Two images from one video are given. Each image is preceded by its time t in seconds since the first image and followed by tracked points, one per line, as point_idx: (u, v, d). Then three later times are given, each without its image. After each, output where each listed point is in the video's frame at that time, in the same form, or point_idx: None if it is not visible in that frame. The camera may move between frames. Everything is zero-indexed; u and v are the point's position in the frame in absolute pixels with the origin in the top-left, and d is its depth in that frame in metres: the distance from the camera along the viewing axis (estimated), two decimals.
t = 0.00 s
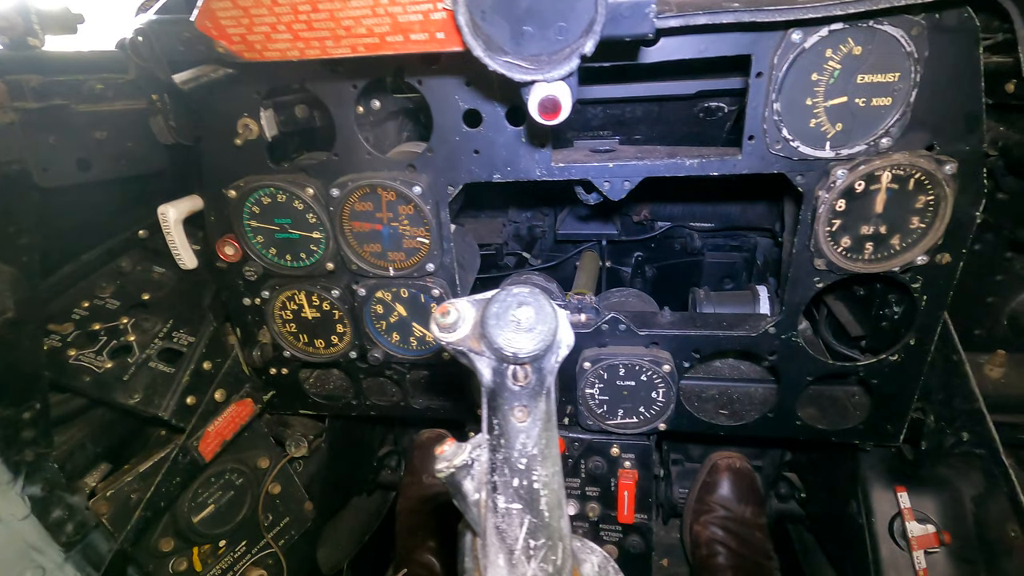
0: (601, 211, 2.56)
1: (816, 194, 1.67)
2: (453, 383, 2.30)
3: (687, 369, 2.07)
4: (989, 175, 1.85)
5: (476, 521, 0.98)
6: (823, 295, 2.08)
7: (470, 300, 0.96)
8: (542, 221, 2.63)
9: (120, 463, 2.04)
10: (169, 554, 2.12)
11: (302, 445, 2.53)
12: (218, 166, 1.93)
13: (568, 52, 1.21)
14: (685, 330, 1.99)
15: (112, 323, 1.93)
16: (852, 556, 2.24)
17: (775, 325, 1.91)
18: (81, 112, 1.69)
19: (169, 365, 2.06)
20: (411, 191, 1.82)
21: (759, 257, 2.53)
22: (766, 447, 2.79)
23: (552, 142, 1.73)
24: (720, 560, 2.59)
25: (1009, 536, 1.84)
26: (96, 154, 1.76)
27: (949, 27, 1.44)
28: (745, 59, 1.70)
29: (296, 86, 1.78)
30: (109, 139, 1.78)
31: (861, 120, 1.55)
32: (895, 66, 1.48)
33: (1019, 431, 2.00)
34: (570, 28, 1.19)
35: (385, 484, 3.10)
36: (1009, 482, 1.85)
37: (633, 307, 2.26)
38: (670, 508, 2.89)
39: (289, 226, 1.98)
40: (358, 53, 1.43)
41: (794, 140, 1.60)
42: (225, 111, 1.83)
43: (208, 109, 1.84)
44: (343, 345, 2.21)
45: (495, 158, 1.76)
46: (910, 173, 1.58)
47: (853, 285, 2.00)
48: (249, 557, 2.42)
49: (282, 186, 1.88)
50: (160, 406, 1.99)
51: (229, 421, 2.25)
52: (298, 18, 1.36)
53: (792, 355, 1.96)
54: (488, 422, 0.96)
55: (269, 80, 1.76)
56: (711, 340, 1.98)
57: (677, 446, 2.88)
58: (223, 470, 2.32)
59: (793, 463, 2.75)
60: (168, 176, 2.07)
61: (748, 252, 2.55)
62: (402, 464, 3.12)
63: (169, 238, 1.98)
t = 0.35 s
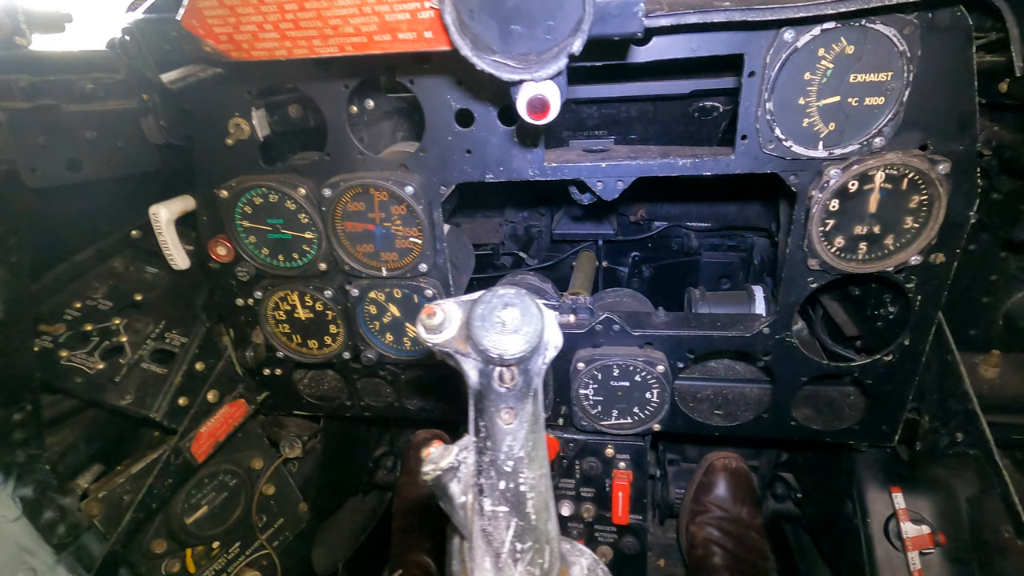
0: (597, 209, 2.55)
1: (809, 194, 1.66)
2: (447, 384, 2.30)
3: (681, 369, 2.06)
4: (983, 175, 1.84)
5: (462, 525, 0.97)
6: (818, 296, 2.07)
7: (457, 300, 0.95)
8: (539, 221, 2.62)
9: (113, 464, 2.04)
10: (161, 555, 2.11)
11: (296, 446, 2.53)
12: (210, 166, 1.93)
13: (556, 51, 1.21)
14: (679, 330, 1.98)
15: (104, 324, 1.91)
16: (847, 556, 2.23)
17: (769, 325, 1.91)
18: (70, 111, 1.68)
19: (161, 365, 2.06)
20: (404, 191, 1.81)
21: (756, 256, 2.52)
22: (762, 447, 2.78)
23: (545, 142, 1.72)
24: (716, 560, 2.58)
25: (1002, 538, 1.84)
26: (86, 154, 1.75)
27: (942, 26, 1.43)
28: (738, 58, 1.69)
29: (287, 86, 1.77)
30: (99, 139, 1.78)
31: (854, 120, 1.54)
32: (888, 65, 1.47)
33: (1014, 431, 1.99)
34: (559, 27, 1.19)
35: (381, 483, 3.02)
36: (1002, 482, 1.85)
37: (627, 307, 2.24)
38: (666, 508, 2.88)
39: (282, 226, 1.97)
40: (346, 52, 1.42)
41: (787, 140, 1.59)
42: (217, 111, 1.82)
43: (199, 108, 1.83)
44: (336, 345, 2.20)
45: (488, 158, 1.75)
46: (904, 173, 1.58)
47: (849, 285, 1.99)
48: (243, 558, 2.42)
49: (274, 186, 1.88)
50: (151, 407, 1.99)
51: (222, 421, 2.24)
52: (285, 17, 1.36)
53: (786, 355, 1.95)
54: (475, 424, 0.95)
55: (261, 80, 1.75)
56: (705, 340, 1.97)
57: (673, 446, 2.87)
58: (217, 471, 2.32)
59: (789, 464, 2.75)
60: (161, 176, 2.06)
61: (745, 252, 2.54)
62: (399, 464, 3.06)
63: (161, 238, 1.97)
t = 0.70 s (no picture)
0: (590, 206, 2.53)
1: (803, 190, 1.64)
2: (440, 382, 2.27)
3: (675, 368, 2.04)
4: (981, 171, 1.80)
5: (444, 526, 0.96)
6: (813, 292, 2.03)
7: (438, 297, 0.93)
8: (535, 219, 2.60)
9: (101, 464, 2.01)
10: (150, 556, 2.09)
11: (288, 445, 2.51)
12: (197, 162, 1.91)
13: (541, 43, 1.19)
14: (673, 328, 1.96)
15: (91, 322, 1.91)
16: (842, 556, 2.21)
17: (763, 323, 1.89)
18: (52, 106, 1.66)
19: (149, 364, 2.03)
20: (392, 188, 1.79)
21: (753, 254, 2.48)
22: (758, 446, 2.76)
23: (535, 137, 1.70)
24: (712, 560, 2.56)
25: (997, 537, 1.82)
26: (69, 150, 1.73)
27: (936, 19, 1.41)
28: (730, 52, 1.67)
29: (274, 80, 1.75)
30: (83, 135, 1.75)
31: (848, 114, 1.52)
32: (881, 59, 1.45)
33: (1011, 429, 1.98)
34: (543, 19, 1.17)
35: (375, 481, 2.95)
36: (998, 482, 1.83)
37: (620, 305, 2.21)
38: (662, 507, 2.86)
39: (270, 223, 1.95)
40: (327, 43, 1.41)
41: (779, 135, 1.57)
42: (203, 106, 1.80)
43: (185, 102, 1.80)
44: (327, 344, 2.17)
45: (477, 153, 1.73)
46: (898, 168, 1.56)
47: (845, 283, 1.96)
48: (234, 558, 2.39)
49: (261, 183, 1.86)
50: (138, 406, 1.95)
51: (211, 421, 2.22)
52: (265, 10, 1.34)
53: (780, 354, 1.93)
54: (456, 424, 0.93)
55: (247, 74, 1.73)
56: (699, 339, 1.95)
57: (669, 445, 2.85)
58: (207, 471, 2.30)
59: (786, 463, 2.73)
60: (148, 173, 2.03)
61: (741, 250, 2.51)
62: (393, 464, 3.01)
63: (148, 235, 1.95)
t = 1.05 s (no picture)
0: (588, 203, 2.52)
1: (800, 183, 1.62)
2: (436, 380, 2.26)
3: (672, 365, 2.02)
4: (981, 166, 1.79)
5: (430, 523, 0.94)
6: (812, 287, 2.01)
7: (424, 290, 0.91)
8: (533, 216, 2.59)
9: (95, 462, 2.00)
10: (145, 555, 2.08)
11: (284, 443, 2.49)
12: (190, 157, 1.90)
13: (529, 32, 1.17)
14: (670, 325, 1.93)
15: (84, 320, 1.88)
16: (843, 555, 2.19)
17: (761, 320, 1.87)
18: (41, 101, 1.66)
19: (142, 362, 2.02)
20: (385, 183, 1.77)
21: (754, 251, 2.44)
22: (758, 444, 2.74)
23: (529, 131, 1.68)
24: (711, 559, 2.56)
25: (998, 536, 1.78)
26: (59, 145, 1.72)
27: (935, 8, 1.38)
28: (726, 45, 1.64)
29: (265, 74, 1.74)
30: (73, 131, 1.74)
31: (846, 106, 1.49)
32: (880, 50, 1.42)
33: (1012, 426, 1.96)
34: (531, 7, 1.15)
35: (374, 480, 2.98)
36: (999, 479, 1.80)
37: (618, 301, 2.20)
38: (661, 506, 2.84)
39: (262, 220, 1.94)
40: (313, 34, 1.40)
41: (776, 127, 1.55)
42: (193, 101, 1.80)
43: (177, 98, 1.80)
44: (321, 341, 2.16)
45: (471, 148, 1.71)
46: (897, 161, 1.53)
47: (845, 279, 1.94)
48: (229, 557, 2.37)
49: (253, 178, 1.85)
50: (131, 404, 1.94)
51: (205, 419, 2.21)
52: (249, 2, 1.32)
53: (778, 351, 1.91)
54: (442, 420, 0.91)
55: (238, 68, 1.72)
56: (696, 335, 1.93)
57: (669, 443, 2.83)
58: (203, 470, 2.29)
59: (786, 461, 2.70)
60: (141, 169, 2.01)
61: (742, 248, 2.47)
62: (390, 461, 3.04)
63: (140, 231, 1.93)
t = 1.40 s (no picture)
0: (585, 197, 2.50)
1: (795, 174, 1.59)
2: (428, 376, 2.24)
3: (666, 360, 2.00)
4: (980, 155, 1.75)
5: (408, 519, 0.92)
6: (812, 282, 1.99)
7: (402, 280, 0.89)
8: (530, 211, 2.57)
9: (86, 458, 1.99)
10: (135, 550, 2.07)
11: (277, 439, 2.49)
12: (178, 149, 1.88)
13: (512, 15, 1.16)
14: (665, 320, 1.90)
15: (73, 314, 1.85)
16: (840, 551, 2.17)
17: (756, 313, 1.84)
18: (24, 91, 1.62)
19: (131, 357, 2.00)
20: (374, 174, 1.75)
21: (753, 246, 2.41)
22: (755, 440, 2.72)
23: (519, 122, 1.66)
24: (708, 555, 2.51)
25: (996, 532, 1.76)
26: (45, 137, 1.69)
27: None
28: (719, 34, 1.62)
29: (253, 65, 1.72)
30: (59, 122, 1.72)
31: (841, 94, 1.47)
32: (875, 36, 1.40)
33: (1010, 421, 1.96)
34: None
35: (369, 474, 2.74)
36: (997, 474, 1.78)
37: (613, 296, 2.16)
38: (658, 502, 2.82)
39: (251, 212, 1.92)
40: (295, 16, 1.40)
41: (769, 117, 1.52)
42: (180, 91, 1.78)
43: (163, 88, 1.79)
44: (312, 336, 2.13)
45: (461, 139, 1.68)
46: (893, 151, 1.51)
47: (842, 272, 1.92)
48: (222, 552, 2.34)
49: (241, 170, 1.83)
50: (120, 399, 1.94)
51: (195, 414, 2.20)
52: None
53: (774, 345, 1.88)
54: (420, 413, 0.90)
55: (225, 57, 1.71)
56: (690, 329, 1.90)
57: (665, 439, 2.82)
58: (195, 465, 2.28)
59: (784, 457, 2.68)
60: (129, 161, 1.99)
61: (741, 243, 2.44)
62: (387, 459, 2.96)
63: (127, 225, 1.92)
